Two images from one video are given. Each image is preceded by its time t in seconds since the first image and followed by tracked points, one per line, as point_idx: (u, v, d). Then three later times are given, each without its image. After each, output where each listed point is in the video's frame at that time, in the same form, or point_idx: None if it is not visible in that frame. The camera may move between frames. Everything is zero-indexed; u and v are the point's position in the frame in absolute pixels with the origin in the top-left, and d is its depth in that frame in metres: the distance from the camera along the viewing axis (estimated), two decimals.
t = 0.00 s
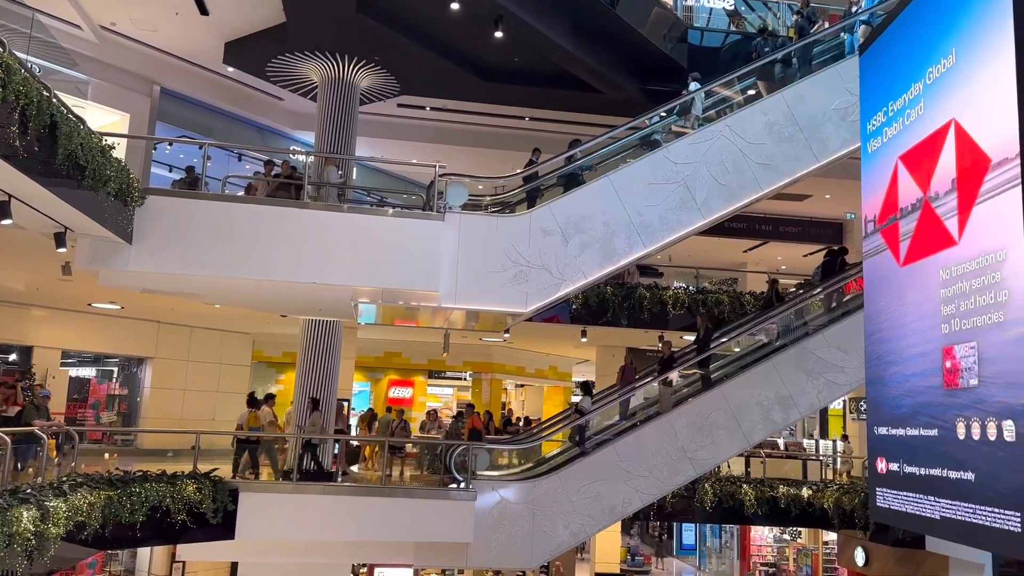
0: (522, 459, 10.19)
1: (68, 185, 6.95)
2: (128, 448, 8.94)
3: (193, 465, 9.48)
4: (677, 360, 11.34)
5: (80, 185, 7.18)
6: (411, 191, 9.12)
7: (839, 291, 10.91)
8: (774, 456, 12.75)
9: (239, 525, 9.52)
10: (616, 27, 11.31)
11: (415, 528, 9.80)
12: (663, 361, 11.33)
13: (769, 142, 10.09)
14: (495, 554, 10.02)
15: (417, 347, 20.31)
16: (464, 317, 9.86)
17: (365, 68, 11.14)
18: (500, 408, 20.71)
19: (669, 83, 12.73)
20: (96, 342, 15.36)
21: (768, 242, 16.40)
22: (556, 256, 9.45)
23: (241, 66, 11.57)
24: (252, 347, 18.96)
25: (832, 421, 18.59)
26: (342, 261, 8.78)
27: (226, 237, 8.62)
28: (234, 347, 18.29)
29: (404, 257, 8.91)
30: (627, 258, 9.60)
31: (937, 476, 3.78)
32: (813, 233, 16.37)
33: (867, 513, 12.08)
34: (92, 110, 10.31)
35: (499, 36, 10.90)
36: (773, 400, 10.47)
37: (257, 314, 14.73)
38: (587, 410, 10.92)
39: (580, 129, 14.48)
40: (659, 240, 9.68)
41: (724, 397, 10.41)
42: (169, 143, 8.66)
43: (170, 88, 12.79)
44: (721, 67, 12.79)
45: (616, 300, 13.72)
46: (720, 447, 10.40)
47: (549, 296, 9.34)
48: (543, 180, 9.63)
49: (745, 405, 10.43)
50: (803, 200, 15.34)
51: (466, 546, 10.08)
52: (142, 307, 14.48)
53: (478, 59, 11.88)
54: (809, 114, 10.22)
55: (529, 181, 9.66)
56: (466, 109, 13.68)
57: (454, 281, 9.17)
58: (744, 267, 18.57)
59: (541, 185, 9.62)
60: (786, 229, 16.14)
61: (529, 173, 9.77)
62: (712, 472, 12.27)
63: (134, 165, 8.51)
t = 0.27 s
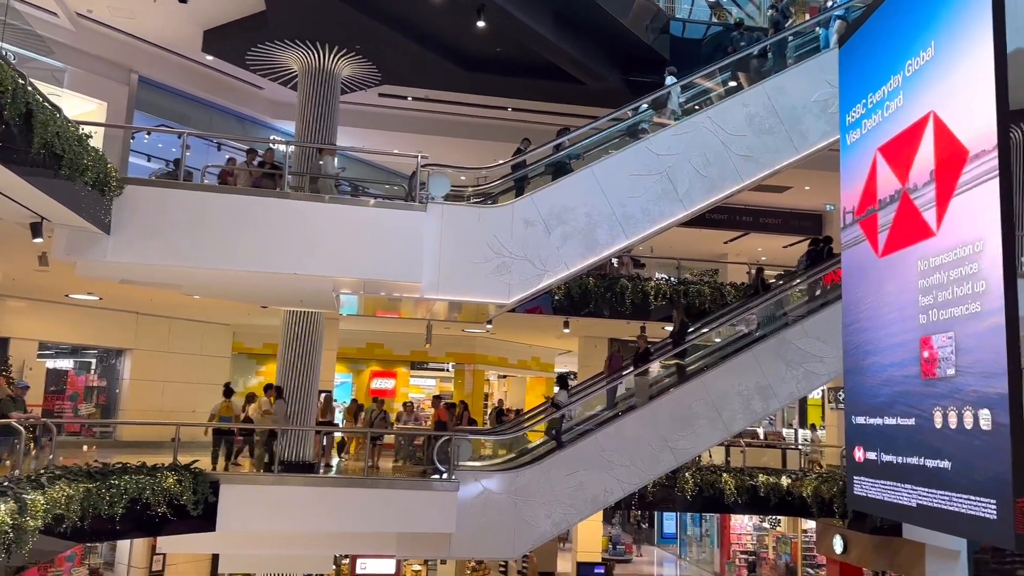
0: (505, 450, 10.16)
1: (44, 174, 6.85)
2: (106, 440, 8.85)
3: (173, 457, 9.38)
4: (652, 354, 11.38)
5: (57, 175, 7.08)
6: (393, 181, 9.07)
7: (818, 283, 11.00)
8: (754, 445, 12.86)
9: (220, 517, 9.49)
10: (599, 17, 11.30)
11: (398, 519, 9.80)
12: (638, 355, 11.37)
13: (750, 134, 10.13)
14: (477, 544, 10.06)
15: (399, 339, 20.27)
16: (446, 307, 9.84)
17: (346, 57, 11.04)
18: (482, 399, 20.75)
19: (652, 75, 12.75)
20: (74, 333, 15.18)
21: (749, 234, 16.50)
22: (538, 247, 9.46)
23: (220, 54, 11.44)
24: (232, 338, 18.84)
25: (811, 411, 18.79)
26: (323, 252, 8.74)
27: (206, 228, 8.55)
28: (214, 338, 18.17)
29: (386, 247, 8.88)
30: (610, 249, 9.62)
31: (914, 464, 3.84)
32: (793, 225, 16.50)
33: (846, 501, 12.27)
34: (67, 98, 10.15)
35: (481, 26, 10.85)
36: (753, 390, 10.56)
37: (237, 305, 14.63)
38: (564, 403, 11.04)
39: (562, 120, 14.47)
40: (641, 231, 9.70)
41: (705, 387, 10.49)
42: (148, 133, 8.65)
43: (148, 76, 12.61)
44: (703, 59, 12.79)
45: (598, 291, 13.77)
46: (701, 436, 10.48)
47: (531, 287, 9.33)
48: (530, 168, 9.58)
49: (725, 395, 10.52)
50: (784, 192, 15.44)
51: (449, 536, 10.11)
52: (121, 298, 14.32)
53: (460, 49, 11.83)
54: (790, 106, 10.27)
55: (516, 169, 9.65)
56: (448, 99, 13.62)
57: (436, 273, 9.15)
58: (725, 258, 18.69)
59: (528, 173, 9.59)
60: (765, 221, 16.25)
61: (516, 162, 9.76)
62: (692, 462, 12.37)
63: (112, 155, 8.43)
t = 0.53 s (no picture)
0: (491, 437, 10.24)
1: (26, 162, 6.77)
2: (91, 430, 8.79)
3: (159, 447, 9.39)
4: (632, 344, 11.42)
5: (39, 163, 7.00)
6: (379, 169, 9.02)
7: (803, 270, 11.08)
8: (740, 431, 12.97)
9: (207, 506, 9.47)
10: (586, 5, 11.26)
11: (386, 508, 9.81)
12: (618, 347, 11.40)
13: (736, 122, 10.15)
14: (465, 531, 10.09)
15: (386, 327, 20.23)
16: (433, 296, 9.83)
17: (331, 43, 10.94)
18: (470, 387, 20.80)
19: (639, 63, 12.74)
20: (57, 323, 15.04)
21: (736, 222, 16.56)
22: (525, 235, 9.45)
23: (204, 40, 11.31)
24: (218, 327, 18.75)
25: (796, 397, 18.96)
26: (310, 240, 8.69)
27: (191, 216, 8.48)
28: (199, 327, 18.07)
29: (373, 235, 8.84)
30: (597, 237, 9.63)
31: (898, 450, 3.88)
32: (778, 213, 16.57)
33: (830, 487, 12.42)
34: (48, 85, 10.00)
35: (467, 13, 10.79)
36: (739, 377, 10.63)
37: (222, 294, 14.54)
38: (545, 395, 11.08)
39: (549, 108, 14.44)
40: (628, 219, 9.71)
41: (691, 375, 10.55)
42: (131, 121, 8.63)
43: (131, 63, 12.45)
44: (689, 47, 12.77)
45: (585, 280, 13.80)
46: (687, 423, 10.54)
47: (519, 276, 9.33)
48: (522, 154, 9.60)
49: (711, 382, 10.58)
50: (769, 180, 15.50)
51: (437, 524, 10.14)
52: (104, 287, 14.20)
53: (446, 36, 11.76)
54: (776, 94, 10.29)
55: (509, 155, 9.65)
56: (434, 86, 13.56)
57: (423, 261, 9.13)
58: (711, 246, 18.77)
59: (520, 159, 9.60)
60: (751, 209, 16.31)
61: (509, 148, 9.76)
62: (678, 448, 12.46)
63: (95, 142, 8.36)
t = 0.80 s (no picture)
0: (480, 421, 10.27)
1: (9, 147, 6.68)
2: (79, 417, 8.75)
3: (147, 433, 9.37)
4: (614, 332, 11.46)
5: (22, 147, 6.92)
6: (366, 153, 9.00)
7: (790, 253, 11.14)
8: (727, 413, 13.06)
9: (197, 492, 9.45)
10: None
11: (376, 492, 9.82)
12: (601, 333, 11.40)
13: (724, 105, 10.15)
14: (455, 515, 10.14)
15: (374, 313, 20.20)
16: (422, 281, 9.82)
17: (316, 26, 10.81)
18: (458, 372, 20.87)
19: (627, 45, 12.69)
20: (43, 309, 14.93)
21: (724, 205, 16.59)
22: (513, 220, 9.44)
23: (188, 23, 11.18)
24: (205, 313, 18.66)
25: (783, 380, 19.09)
26: (297, 225, 8.64)
27: (177, 201, 8.41)
28: (186, 313, 17.98)
29: (361, 219, 8.79)
30: (585, 221, 9.63)
31: (884, 431, 3.93)
32: (766, 196, 16.61)
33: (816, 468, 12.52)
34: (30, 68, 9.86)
35: None
36: (726, 359, 10.70)
37: (209, 279, 14.47)
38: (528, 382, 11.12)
39: (537, 92, 14.38)
40: (616, 203, 9.71)
41: (679, 358, 10.61)
42: (114, 104, 8.51)
43: (114, 46, 12.28)
44: (676, 30, 12.72)
45: (574, 264, 13.80)
46: (675, 406, 10.60)
47: (507, 260, 9.32)
48: (516, 135, 9.63)
49: (699, 365, 10.64)
50: (756, 163, 15.54)
51: (427, 508, 10.18)
52: (90, 273, 14.09)
53: (433, 19, 11.68)
54: (763, 78, 10.29)
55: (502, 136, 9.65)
56: (422, 69, 13.47)
57: (410, 246, 9.10)
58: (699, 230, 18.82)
59: (514, 139, 9.64)
60: (738, 192, 16.37)
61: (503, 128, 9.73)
62: (666, 431, 12.55)
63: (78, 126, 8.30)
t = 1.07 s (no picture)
0: (471, 400, 10.34)
1: None
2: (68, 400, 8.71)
3: (137, 414, 9.11)
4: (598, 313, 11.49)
5: (5, 128, 6.80)
6: (354, 132, 8.88)
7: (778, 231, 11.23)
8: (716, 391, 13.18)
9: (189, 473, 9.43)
10: None
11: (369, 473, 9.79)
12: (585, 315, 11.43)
13: (713, 82, 10.13)
14: (447, 493, 10.21)
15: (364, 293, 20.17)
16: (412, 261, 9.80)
17: (302, 3, 10.68)
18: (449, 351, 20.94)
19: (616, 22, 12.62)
20: (30, 292, 14.80)
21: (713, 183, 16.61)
22: (503, 199, 9.41)
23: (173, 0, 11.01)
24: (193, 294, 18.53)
25: (771, 357, 19.23)
26: (286, 205, 8.59)
27: (164, 183, 8.34)
28: (175, 294, 17.88)
29: (350, 199, 8.75)
30: (574, 200, 9.61)
31: (872, 406, 3.97)
32: (755, 173, 16.63)
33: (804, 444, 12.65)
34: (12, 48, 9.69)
35: None
36: (716, 337, 10.76)
37: (197, 261, 14.38)
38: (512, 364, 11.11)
39: (526, 70, 14.29)
40: (605, 182, 9.70)
41: (668, 336, 10.66)
42: (98, 84, 8.31)
43: (96, 24, 12.07)
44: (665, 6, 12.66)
45: (563, 243, 13.85)
46: (665, 385, 10.66)
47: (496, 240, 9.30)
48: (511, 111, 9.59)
49: (688, 343, 10.70)
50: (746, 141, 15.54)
51: (418, 487, 10.24)
52: (76, 255, 13.97)
53: None
54: (753, 54, 10.26)
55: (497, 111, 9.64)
56: (410, 47, 13.35)
57: (399, 226, 9.06)
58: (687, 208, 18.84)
59: (509, 115, 9.61)
60: (727, 170, 16.38)
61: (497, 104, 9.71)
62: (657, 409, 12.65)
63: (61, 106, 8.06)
